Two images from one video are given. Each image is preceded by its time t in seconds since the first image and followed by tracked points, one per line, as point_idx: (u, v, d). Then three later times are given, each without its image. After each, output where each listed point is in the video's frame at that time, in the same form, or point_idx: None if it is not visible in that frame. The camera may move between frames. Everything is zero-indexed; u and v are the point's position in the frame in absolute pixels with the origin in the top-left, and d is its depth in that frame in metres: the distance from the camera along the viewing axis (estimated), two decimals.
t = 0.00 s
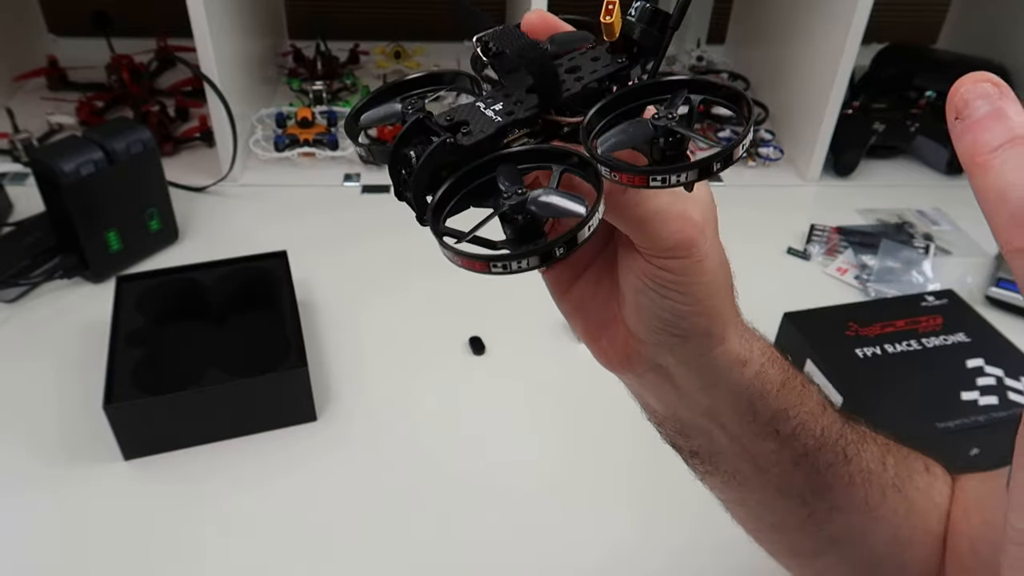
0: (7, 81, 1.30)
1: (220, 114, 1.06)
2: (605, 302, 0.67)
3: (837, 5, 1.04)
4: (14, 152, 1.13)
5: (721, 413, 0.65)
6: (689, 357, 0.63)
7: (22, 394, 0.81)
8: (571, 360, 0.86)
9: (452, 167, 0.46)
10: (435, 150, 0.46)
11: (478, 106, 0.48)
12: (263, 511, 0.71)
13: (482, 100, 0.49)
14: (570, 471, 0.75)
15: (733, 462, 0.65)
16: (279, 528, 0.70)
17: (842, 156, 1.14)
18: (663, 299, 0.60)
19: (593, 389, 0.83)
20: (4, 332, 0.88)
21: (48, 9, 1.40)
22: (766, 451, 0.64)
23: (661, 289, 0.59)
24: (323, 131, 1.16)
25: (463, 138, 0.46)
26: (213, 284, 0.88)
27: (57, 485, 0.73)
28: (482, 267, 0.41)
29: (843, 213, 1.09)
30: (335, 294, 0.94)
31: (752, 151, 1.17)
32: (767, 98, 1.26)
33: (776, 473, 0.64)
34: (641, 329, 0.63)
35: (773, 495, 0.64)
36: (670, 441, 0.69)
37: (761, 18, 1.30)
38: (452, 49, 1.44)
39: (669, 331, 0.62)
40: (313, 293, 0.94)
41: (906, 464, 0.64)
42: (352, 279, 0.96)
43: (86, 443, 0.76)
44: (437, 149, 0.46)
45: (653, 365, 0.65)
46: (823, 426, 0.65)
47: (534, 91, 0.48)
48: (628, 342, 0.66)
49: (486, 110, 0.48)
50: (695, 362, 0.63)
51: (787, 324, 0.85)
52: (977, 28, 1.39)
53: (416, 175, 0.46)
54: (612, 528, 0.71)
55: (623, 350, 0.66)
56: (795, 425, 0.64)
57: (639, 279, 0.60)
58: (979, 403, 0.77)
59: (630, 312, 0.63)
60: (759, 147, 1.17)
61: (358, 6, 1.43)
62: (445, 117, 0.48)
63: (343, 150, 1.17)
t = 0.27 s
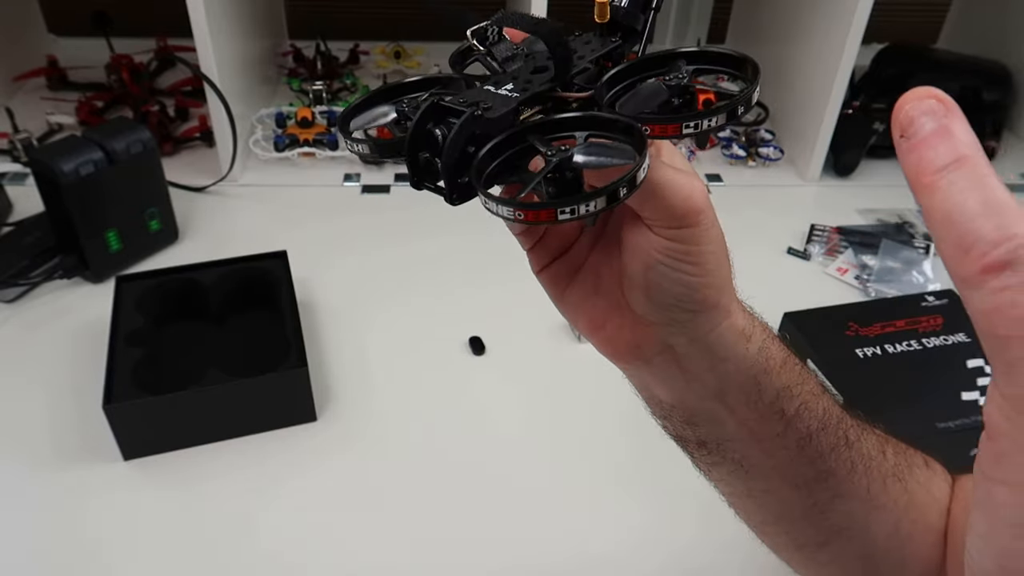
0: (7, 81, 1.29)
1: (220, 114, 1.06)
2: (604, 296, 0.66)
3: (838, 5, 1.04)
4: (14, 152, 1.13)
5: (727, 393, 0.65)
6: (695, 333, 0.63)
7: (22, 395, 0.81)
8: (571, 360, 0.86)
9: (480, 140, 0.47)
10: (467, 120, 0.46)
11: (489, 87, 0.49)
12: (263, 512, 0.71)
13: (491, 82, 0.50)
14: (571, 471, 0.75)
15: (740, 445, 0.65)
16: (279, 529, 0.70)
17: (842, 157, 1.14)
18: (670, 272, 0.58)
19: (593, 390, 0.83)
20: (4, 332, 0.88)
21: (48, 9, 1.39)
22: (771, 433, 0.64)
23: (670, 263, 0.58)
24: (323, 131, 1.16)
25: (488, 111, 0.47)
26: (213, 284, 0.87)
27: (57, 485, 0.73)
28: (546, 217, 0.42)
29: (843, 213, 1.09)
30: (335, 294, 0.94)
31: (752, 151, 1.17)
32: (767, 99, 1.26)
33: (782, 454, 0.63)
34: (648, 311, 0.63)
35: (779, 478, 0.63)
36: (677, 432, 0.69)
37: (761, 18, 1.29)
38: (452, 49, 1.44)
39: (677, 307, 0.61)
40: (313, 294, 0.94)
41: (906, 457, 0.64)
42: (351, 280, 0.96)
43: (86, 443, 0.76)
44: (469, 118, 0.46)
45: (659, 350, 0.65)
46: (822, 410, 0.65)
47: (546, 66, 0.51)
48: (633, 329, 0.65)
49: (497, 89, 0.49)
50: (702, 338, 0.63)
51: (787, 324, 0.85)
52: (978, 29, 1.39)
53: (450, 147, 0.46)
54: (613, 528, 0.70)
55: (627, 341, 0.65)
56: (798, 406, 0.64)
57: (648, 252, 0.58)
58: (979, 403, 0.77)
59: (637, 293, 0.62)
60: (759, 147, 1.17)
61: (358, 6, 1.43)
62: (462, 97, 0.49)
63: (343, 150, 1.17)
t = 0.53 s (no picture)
0: (7, 81, 1.29)
1: (220, 114, 1.06)
2: (608, 292, 0.63)
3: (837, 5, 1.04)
4: (14, 152, 1.13)
5: (734, 381, 0.63)
6: (703, 320, 0.61)
7: (22, 394, 0.81)
8: (571, 361, 0.86)
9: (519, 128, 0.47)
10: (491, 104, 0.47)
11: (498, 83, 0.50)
12: (263, 511, 0.71)
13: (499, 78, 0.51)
14: (571, 471, 0.75)
15: (748, 438, 0.63)
16: (282, 530, 0.70)
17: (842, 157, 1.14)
18: (680, 255, 0.56)
19: (592, 390, 0.83)
20: (4, 332, 0.88)
21: (48, 9, 1.39)
22: (778, 422, 0.63)
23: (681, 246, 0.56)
24: (323, 131, 1.16)
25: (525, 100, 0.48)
26: (213, 284, 0.87)
27: (57, 485, 0.73)
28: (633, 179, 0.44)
29: (843, 213, 1.09)
30: (335, 294, 0.94)
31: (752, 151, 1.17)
32: (767, 98, 1.26)
33: (788, 441, 0.63)
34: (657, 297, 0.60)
35: (785, 472, 0.63)
36: (684, 430, 0.66)
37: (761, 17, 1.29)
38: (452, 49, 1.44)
39: (688, 289, 0.59)
40: (313, 293, 0.94)
41: (904, 452, 0.66)
42: (351, 279, 0.96)
43: (86, 443, 0.76)
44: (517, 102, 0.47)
45: (664, 346, 0.62)
46: (822, 396, 0.65)
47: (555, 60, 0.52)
48: (637, 323, 0.62)
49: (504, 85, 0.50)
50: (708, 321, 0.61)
51: (787, 324, 0.85)
52: (977, 29, 1.39)
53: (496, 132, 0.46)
54: (613, 529, 0.70)
55: (631, 339, 0.62)
56: (800, 393, 0.64)
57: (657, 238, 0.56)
58: (979, 403, 0.77)
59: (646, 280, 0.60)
60: (759, 147, 1.17)
61: (358, 6, 1.43)
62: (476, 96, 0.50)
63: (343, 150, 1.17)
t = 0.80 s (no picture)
0: (6, 80, 1.29)
1: (220, 114, 1.06)
2: (610, 291, 0.65)
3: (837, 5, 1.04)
4: (14, 152, 1.13)
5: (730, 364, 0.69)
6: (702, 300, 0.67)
7: (21, 394, 0.81)
8: (571, 361, 0.86)
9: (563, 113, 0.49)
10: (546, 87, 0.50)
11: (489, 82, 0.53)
12: (263, 512, 0.71)
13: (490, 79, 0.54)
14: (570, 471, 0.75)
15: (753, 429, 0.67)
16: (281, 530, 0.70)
17: (842, 156, 1.14)
18: (685, 235, 0.63)
19: (592, 390, 0.82)
20: (4, 333, 0.88)
21: (48, 9, 1.39)
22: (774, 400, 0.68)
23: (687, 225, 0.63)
24: (323, 131, 1.16)
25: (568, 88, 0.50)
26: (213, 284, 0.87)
27: (57, 485, 0.73)
28: (715, 133, 0.46)
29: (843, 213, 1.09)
30: (335, 294, 0.94)
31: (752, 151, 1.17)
32: (767, 98, 1.26)
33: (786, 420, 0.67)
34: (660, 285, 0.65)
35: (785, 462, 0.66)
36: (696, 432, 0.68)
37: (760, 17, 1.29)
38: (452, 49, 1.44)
39: (691, 269, 0.64)
40: (313, 293, 0.93)
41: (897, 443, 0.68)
42: (351, 279, 0.96)
43: (86, 443, 0.76)
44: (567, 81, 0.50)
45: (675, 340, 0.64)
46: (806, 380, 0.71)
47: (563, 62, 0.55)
48: (647, 316, 0.65)
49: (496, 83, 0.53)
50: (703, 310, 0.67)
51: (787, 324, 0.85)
52: (977, 29, 1.39)
53: (564, 110, 0.48)
54: (613, 530, 0.70)
55: (639, 338, 0.65)
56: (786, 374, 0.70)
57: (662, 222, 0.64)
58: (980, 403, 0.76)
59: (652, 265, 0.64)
60: (759, 147, 1.17)
61: (357, 6, 1.43)
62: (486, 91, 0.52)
63: (343, 150, 1.17)
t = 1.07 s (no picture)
0: (6, 80, 1.29)
1: (220, 114, 1.06)
2: (617, 289, 0.66)
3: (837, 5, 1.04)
4: (14, 152, 1.13)
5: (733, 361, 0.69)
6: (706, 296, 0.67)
7: (21, 394, 0.81)
8: (570, 361, 0.86)
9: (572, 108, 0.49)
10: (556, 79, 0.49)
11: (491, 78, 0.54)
12: (262, 512, 0.71)
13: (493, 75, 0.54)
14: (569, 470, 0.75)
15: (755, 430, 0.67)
16: (281, 530, 0.70)
17: (842, 156, 1.14)
18: (693, 230, 0.63)
19: (591, 390, 0.82)
20: (4, 333, 0.88)
21: (48, 9, 1.39)
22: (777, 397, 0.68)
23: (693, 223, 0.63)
24: (323, 131, 1.16)
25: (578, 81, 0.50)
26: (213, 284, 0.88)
27: (57, 485, 0.73)
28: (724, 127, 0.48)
29: (843, 213, 1.09)
30: (335, 294, 0.94)
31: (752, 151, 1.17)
32: (767, 98, 1.26)
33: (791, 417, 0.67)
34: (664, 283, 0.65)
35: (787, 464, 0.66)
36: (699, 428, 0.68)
37: (760, 20, 1.30)
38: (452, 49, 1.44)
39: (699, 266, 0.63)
40: (313, 293, 0.94)
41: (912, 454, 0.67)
42: (350, 279, 0.96)
43: (86, 443, 0.76)
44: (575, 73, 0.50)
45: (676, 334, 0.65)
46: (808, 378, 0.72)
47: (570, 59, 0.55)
48: (652, 312, 0.65)
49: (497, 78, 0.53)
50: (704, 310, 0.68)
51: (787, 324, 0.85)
52: (977, 28, 1.39)
53: (575, 105, 0.48)
54: (613, 527, 0.70)
55: (644, 333, 0.65)
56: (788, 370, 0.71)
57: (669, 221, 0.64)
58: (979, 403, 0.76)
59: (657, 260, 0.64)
60: (759, 147, 1.17)
61: (357, 5, 1.42)
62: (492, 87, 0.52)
63: (343, 150, 1.17)
